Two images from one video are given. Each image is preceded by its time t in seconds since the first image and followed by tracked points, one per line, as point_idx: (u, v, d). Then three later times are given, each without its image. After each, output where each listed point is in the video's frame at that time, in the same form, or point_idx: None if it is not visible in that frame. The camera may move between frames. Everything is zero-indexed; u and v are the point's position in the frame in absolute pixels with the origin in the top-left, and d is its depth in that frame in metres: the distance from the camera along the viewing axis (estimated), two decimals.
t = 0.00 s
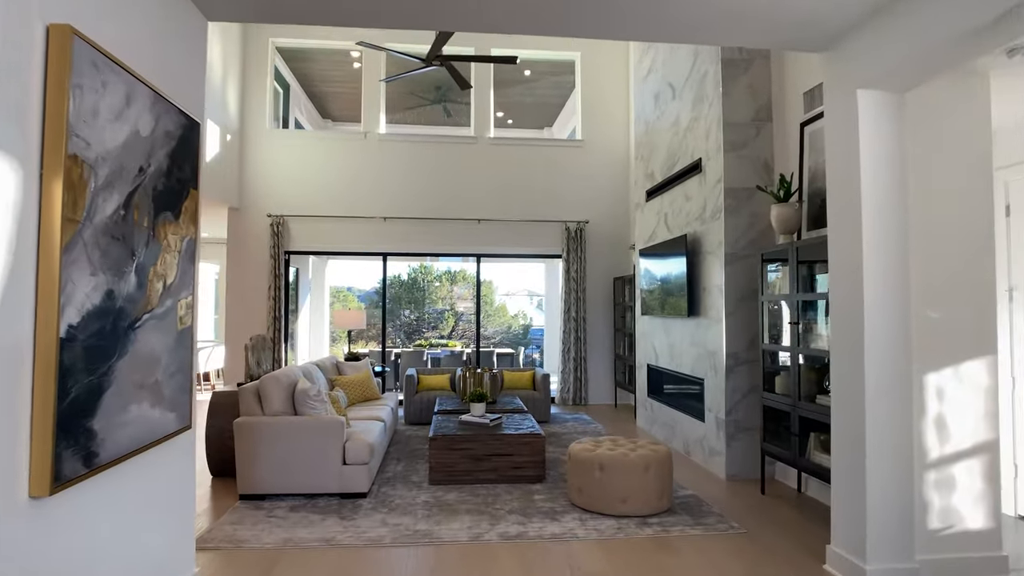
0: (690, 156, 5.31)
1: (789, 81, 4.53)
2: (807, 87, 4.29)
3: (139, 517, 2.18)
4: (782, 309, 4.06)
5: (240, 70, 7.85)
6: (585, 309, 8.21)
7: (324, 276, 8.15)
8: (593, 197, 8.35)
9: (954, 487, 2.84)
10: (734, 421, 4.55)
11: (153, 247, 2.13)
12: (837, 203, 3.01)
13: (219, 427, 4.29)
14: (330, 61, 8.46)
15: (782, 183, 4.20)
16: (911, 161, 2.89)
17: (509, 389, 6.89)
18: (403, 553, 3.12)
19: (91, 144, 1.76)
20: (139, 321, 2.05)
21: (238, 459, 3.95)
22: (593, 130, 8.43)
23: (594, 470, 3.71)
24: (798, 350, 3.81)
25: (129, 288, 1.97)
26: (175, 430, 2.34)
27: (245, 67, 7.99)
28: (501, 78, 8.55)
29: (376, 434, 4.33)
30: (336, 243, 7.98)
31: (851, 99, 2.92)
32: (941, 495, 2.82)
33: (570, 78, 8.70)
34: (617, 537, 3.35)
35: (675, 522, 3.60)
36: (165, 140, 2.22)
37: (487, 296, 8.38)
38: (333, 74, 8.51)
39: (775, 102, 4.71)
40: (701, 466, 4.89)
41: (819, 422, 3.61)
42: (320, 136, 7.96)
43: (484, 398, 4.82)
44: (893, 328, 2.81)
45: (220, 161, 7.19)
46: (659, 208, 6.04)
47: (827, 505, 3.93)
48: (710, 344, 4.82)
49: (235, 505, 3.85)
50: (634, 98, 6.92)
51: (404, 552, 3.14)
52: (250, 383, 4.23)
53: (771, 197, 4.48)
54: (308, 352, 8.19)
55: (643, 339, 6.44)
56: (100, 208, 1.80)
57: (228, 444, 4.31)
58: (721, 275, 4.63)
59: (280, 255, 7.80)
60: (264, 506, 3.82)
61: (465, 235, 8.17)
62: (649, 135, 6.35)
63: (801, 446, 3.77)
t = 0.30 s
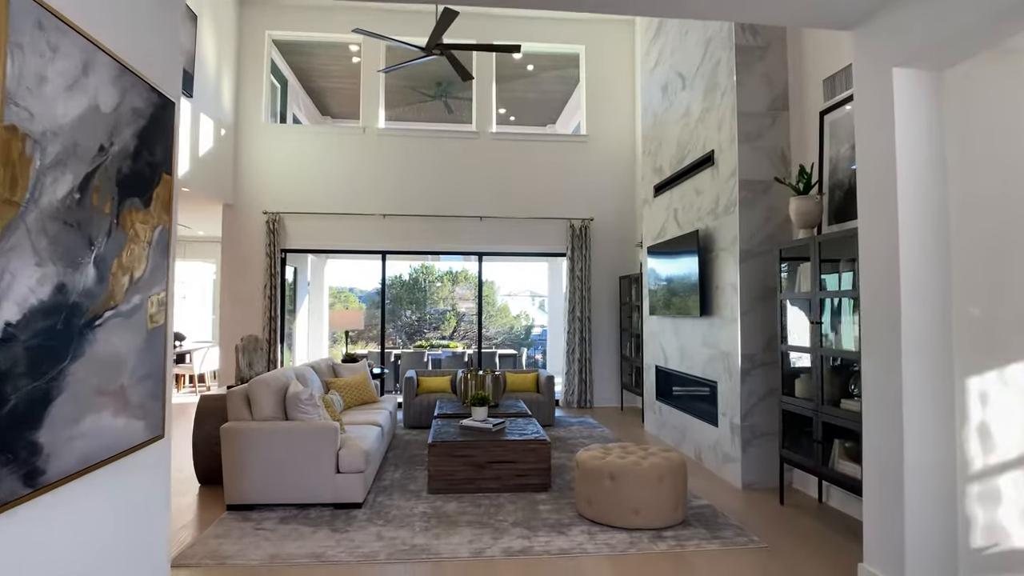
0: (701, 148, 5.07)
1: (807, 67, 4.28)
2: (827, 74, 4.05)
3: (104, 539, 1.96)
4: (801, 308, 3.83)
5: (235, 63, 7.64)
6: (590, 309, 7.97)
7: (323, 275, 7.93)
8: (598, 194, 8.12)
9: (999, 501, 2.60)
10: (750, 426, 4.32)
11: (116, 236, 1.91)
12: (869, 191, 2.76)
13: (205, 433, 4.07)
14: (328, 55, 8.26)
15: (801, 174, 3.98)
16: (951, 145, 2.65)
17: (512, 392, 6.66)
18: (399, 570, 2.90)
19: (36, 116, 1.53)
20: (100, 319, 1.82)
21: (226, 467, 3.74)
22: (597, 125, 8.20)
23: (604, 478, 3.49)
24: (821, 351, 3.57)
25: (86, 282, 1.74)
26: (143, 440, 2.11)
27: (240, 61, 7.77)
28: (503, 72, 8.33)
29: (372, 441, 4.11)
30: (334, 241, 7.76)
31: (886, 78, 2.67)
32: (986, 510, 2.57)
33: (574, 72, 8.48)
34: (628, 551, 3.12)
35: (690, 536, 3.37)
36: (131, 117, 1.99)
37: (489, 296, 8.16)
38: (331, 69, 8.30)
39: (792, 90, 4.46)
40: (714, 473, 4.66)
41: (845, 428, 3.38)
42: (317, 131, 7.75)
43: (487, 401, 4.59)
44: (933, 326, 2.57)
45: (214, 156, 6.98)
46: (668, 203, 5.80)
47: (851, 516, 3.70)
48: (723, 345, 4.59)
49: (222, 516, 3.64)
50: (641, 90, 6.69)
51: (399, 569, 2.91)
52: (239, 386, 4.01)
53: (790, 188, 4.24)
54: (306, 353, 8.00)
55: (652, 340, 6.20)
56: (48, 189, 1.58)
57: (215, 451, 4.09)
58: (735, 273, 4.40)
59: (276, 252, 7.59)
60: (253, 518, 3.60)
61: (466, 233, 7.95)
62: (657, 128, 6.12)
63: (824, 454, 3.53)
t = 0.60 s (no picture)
0: (713, 144, 4.85)
1: (827, 56, 4.04)
2: (847, 64, 3.83)
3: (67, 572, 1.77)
4: (822, 311, 3.61)
5: (229, 59, 7.42)
6: (595, 311, 7.74)
7: (321, 276, 7.73)
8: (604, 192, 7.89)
9: None
10: (766, 436, 4.11)
11: (71, 232, 1.69)
12: (902, 176, 2.48)
13: (191, 443, 3.87)
14: (326, 51, 8.04)
15: (819, 171, 3.74)
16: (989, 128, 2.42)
17: (514, 397, 6.44)
18: None
19: None
20: (47, 327, 1.60)
21: (211, 480, 3.54)
22: (602, 122, 7.97)
23: (613, 494, 3.28)
24: (845, 358, 3.34)
25: (30, 284, 1.53)
26: (105, 462, 1.90)
27: (234, 56, 7.56)
28: (504, 67, 8.12)
29: (366, 452, 3.89)
30: (333, 241, 7.55)
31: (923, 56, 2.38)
32: None
33: (578, 68, 8.26)
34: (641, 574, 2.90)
35: (706, 556, 3.15)
36: (90, 100, 1.77)
37: (490, 297, 7.94)
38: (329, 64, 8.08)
39: (809, 82, 4.23)
40: (728, 484, 4.45)
41: (871, 441, 3.14)
42: (314, 128, 7.54)
43: (488, 409, 4.37)
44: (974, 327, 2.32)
45: (208, 153, 6.76)
46: (677, 202, 5.58)
47: (877, 534, 3.47)
48: (737, 350, 4.37)
49: (207, 533, 3.43)
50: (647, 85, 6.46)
51: None
52: (226, 394, 3.80)
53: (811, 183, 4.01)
54: (305, 356, 7.81)
55: (660, 343, 5.98)
56: None
57: (202, 462, 3.89)
58: (750, 274, 4.18)
59: (271, 253, 7.36)
60: (240, 536, 3.39)
61: (467, 233, 7.73)
62: (665, 124, 5.89)
63: (849, 469, 3.29)
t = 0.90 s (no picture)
0: (724, 135, 4.61)
1: (847, 39, 3.80)
2: (870, 46, 3.58)
3: None
4: (846, 310, 3.36)
5: (221, 52, 7.19)
6: (599, 313, 7.50)
7: (318, 277, 7.49)
8: (608, 190, 7.65)
9: None
10: (784, 443, 3.87)
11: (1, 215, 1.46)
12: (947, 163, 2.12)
13: (171, 450, 3.63)
14: (322, 45, 7.83)
15: (840, 161, 3.49)
16: None
17: (515, 401, 6.19)
18: None
19: None
20: None
21: (189, 491, 3.30)
22: (606, 117, 7.74)
23: (623, 507, 3.04)
24: (871, 361, 3.08)
25: None
26: (44, 482, 1.65)
27: (226, 49, 7.33)
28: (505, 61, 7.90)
29: (357, 462, 3.65)
30: (329, 240, 7.32)
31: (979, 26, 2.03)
32: None
33: (580, 62, 8.02)
34: None
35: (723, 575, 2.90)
36: (24, 63, 1.54)
37: (491, 298, 7.70)
38: (324, 59, 7.85)
39: (827, 68, 3.99)
40: (742, 494, 4.22)
41: (902, 452, 2.88)
42: (310, 123, 7.32)
43: (487, 414, 4.13)
44: None
45: (199, 149, 6.53)
46: (686, 197, 5.34)
47: (905, 550, 3.21)
48: (752, 352, 4.13)
49: (185, 549, 3.19)
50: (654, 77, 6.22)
51: None
52: (209, 398, 3.57)
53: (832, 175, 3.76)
54: (302, 358, 7.58)
55: (667, 345, 5.74)
56: None
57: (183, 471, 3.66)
58: (766, 271, 3.94)
59: (265, 252, 7.12)
60: (219, 552, 3.15)
61: (468, 232, 7.49)
62: (673, 116, 5.66)
63: (876, 482, 3.02)
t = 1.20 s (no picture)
0: (738, 128, 4.38)
1: (872, 24, 3.56)
2: (897, 31, 3.33)
3: None
4: (875, 315, 3.10)
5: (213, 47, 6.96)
6: (603, 316, 7.25)
7: (314, 278, 7.26)
8: (613, 189, 7.41)
9: None
10: (803, 457, 3.62)
11: None
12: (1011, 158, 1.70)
13: (147, 463, 3.38)
14: (318, 41, 7.58)
15: (867, 153, 3.23)
16: None
17: (516, 409, 5.94)
18: None
19: None
20: None
21: (165, 508, 3.05)
22: (611, 113, 7.50)
23: (634, 531, 2.79)
24: (905, 370, 2.82)
25: None
26: None
27: (218, 44, 7.09)
28: (505, 56, 7.66)
29: (346, 477, 3.39)
30: (324, 240, 7.08)
31: None
32: None
33: (584, 57, 7.78)
34: None
35: None
36: None
37: (492, 301, 7.45)
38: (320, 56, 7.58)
39: (849, 55, 3.75)
40: (758, 510, 3.97)
41: (942, 471, 2.62)
42: (304, 120, 7.08)
43: (487, 425, 3.87)
44: None
45: (188, 147, 6.29)
46: (696, 194, 5.12)
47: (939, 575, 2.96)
48: (769, 358, 3.89)
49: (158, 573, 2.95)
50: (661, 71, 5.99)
51: None
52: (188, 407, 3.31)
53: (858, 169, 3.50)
54: (298, 362, 7.34)
55: (676, 350, 5.50)
56: None
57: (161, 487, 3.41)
58: (786, 273, 3.70)
59: (257, 252, 6.88)
60: None
61: (469, 233, 7.25)
62: (682, 110, 5.42)
63: (911, 502, 2.76)
